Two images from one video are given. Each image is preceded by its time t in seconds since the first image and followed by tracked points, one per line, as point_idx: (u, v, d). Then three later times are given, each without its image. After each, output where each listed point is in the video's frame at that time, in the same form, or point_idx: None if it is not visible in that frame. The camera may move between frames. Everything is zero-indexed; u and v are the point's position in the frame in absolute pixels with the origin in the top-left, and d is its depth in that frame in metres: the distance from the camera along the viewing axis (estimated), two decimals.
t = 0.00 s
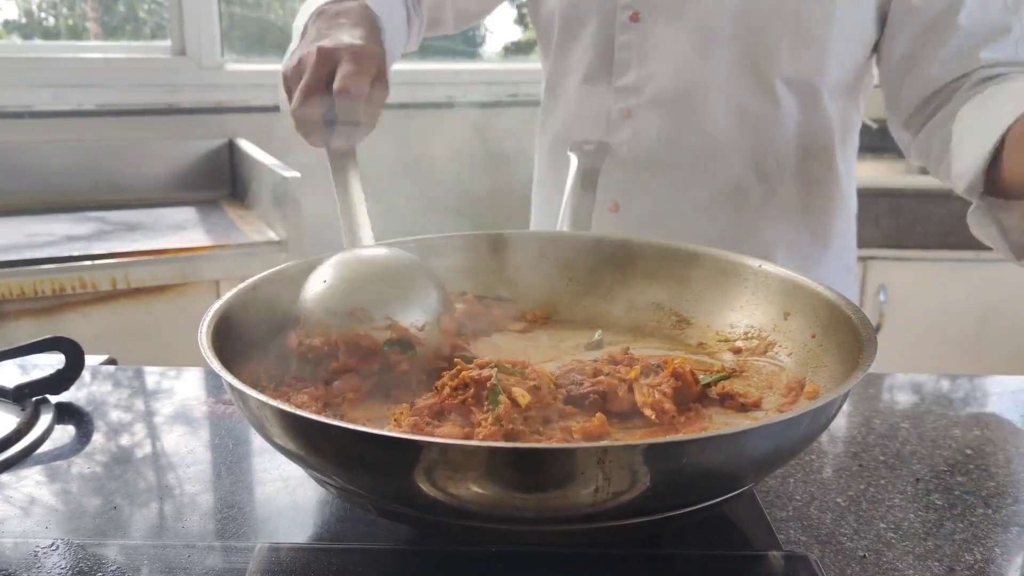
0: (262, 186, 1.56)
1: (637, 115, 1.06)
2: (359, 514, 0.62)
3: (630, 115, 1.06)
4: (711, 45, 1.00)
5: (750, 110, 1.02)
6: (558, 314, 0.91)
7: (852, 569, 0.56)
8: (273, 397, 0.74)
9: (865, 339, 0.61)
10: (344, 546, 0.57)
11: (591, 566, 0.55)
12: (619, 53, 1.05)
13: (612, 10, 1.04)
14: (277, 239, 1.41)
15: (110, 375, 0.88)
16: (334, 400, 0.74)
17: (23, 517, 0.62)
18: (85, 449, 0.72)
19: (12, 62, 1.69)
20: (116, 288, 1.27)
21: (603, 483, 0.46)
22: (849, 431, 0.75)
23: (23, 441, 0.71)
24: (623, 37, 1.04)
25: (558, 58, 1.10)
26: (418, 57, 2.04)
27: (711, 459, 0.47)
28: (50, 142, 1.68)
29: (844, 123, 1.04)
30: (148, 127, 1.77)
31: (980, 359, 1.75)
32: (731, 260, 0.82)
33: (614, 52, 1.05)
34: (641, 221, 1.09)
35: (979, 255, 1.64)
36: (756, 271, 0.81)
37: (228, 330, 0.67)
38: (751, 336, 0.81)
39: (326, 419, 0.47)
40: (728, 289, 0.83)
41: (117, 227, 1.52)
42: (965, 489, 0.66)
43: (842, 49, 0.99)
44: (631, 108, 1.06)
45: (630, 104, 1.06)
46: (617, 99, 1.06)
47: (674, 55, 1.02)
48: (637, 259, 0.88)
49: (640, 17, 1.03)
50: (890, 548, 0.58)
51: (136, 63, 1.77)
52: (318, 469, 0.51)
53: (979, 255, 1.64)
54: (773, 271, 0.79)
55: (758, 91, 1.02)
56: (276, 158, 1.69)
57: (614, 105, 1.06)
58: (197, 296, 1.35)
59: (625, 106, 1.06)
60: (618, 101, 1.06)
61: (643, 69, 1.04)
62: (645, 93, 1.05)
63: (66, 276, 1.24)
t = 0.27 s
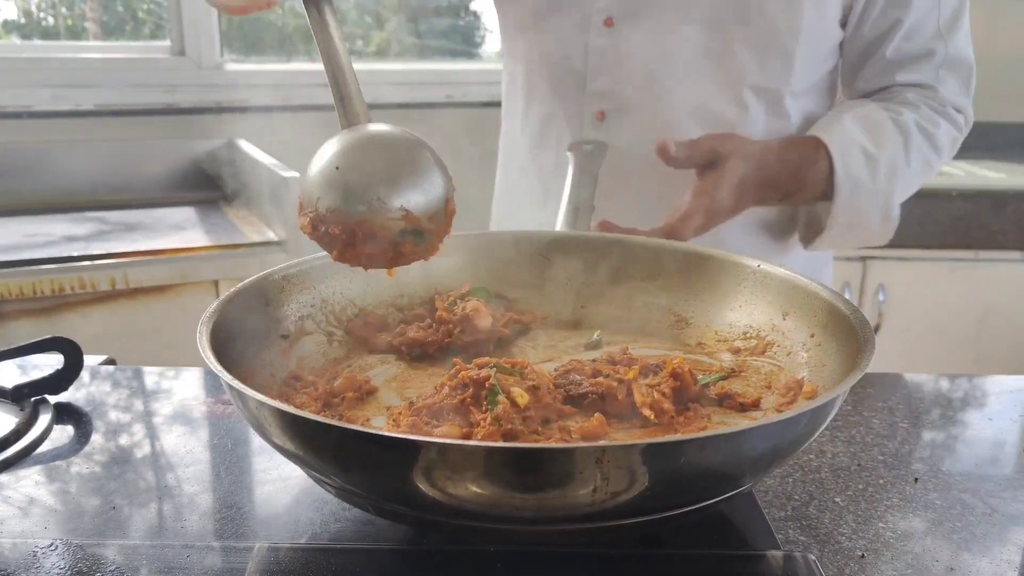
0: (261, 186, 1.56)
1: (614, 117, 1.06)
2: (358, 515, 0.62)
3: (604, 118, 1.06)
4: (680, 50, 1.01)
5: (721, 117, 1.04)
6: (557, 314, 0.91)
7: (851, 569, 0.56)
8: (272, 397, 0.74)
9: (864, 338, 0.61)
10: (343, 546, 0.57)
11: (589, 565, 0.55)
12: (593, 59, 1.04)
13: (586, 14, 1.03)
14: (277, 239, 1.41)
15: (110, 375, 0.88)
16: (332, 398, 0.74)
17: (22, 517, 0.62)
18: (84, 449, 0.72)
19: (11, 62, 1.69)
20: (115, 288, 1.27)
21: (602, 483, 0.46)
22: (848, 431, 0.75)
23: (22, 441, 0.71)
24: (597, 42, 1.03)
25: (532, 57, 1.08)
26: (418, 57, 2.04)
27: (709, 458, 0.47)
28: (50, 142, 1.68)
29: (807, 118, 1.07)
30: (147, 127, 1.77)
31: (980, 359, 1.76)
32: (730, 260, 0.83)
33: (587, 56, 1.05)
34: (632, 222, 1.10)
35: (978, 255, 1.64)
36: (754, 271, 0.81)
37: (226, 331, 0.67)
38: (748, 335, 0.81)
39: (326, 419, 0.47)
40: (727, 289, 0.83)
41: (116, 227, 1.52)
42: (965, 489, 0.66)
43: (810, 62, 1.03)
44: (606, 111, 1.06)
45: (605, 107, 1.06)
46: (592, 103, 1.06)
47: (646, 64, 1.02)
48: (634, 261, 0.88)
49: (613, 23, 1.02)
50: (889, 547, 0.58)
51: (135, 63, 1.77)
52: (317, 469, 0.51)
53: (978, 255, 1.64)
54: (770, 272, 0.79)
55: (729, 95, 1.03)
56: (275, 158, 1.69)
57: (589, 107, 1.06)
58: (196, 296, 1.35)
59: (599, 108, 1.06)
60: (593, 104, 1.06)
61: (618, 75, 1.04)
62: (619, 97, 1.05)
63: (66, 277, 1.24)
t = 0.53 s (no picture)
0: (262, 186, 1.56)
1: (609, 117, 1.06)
2: (358, 515, 0.62)
3: (599, 117, 1.06)
4: (674, 51, 1.01)
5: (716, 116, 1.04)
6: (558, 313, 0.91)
7: (852, 568, 0.56)
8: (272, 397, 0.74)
9: (864, 338, 0.61)
10: (343, 546, 0.57)
11: (588, 565, 0.55)
12: (585, 58, 1.04)
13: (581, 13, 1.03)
14: (278, 239, 1.41)
15: (111, 375, 0.88)
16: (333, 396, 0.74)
17: (23, 517, 0.62)
18: (85, 449, 0.72)
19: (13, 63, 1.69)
20: (116, 288, 1.27)
21: (601, 482, 0.46)
22: (849, 431, 0.75)
23: (23, 441, 0.71)
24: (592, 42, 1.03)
25: (523, 57, 1.08)
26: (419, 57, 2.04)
27: (709, 458, 0.47)
28: (51, 142, 1.68)
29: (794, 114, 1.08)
30: (148, 127, 1.77)
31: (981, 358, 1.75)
32: (730, 259, 0.83)
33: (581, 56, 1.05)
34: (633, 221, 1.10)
35: (979, 254, 1.64)
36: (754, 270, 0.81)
37: (228, 331, 0.67)
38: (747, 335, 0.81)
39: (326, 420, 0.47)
40: (728, 290, 0.83)
41: (117, 227, 1.52)
42: (966, 488, 0.65)
43: (795, 64, 1.04)
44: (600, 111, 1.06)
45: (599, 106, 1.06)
46: (584, 103, 1.06)
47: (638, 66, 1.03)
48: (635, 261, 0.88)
49: (608, 22, 1.02)
50: (890, 547, 0.58)
51: (136, 63, 1.77)
52: (316, 469, 0.51)
53: (979, 254, 1.64)
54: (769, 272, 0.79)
55: (718, 95, 1.04)
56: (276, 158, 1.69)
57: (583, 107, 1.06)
58: (198, 296, 1.36)
59: (593, 108, 1.06)
60: (586, 104, 1.06)
61: (610, 75, 1.04)
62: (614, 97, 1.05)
63: (67, 277, 1.24)
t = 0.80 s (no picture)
0: (263, 187, 1.56)
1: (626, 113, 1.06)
2: (360, 516, 0.62)
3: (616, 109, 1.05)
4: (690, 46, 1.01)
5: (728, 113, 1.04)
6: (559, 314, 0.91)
7: (853, 569, 0.55)
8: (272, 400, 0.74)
9: (866, 340, 0.61)
10: (344, 547, 0.57)
11: (589, 567, 0.55)
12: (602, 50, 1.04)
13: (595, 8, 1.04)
14: (279, 240, 1.42)
15: (112, 376, 0.88)
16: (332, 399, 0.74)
17: (26, 518, 0.62)
18: (87, 451, 0.72)
19: (14, 65, 1.69)
20: (118, 289, 1.27)
21: (602, 484, 0.46)
22: (848, 430, 0.75)
23: (25, 444, 0.71)
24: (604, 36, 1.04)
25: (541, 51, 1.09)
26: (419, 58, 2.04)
27: (710, 459, 0.47)
28: (52, 144, 1.68)
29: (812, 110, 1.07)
30: (148, 128, 1.77)
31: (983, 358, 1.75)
32: (732, 260, 0.83)
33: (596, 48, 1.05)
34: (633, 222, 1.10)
35: (981, 254, 1.64)
36: (757, 271, 0.81)
37: (230, 333, 0.67)
38: (750, 336, 0.81)
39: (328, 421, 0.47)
40: (730, 290, 0.83)
41: (118, 228, 1.52)
42: (967, 489, 0.65)
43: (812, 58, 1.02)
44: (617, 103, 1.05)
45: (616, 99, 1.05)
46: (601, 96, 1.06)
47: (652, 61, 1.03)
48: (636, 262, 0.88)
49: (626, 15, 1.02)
50: (891, 548, 0.58)
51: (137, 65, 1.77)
52: (318, 471, 0.51)
53: (981, 254, 1.64)
54: (774, 271, 0.79)
55: (737, 90, 1.04)
56: (277, 159, 1.69)
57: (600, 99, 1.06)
58: (199, 297, 1.36)
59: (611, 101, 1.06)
60: (604, 96, 1.06)
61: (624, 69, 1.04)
62: (628, 88, 1.05)
63: (67, 278, 1.24)
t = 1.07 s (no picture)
0: (263, 189, 1.56)
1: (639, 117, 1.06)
2: (360, 519, 0.62)
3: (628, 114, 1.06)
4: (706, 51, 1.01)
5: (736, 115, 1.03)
6: (559, 315, 0.91)
7: (854, 570, 0.55)
8: (272, 402, 0.74)
9: (866, 341, 0.61)
10: (344, 550, 0.57)
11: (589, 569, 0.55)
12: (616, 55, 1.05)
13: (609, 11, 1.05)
14: (279, 242, 1.42)
15: (113, 380, 0.88)
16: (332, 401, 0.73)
17: (27, 522, 0.62)
18: (87, 454, 0.72)
19: (13, 69, 1.69)
20: (118, 293, 1.27)
21: (601, 486, 0.46)
22: (849, 431, 0.75)
23: (26, 448, 0.71)
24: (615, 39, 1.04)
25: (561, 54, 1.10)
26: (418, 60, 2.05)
27: (711, 460, 0.47)
28: (52, 147, 1.68)
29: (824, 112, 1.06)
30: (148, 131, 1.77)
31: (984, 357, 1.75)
32: (732, 261, 0.83)
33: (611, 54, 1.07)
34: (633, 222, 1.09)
35: (981, 253, 1.64)
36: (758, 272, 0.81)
37: (229, 335, 0.67)
38: (751, 336, 0.81)
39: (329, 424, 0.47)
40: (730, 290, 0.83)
41: (118, 231, 1.52)
42: (969, 489, 0.65)
43: (829, 66, 1.03)
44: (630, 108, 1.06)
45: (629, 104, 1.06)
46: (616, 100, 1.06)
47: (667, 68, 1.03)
48: (635, 262, 0.88)
49: (642, 22, 1.03)
50: (893, 548, 0.58)
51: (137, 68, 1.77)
52: (318, 474, 0.51)
53: (981, 254, 1.64)
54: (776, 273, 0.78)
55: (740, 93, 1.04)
56: (277, 162, 1.69)
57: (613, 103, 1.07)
58: (199, 300, 1.36)
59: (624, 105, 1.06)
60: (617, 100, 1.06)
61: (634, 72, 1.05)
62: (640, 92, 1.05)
63: (67, 281, 1.24)
